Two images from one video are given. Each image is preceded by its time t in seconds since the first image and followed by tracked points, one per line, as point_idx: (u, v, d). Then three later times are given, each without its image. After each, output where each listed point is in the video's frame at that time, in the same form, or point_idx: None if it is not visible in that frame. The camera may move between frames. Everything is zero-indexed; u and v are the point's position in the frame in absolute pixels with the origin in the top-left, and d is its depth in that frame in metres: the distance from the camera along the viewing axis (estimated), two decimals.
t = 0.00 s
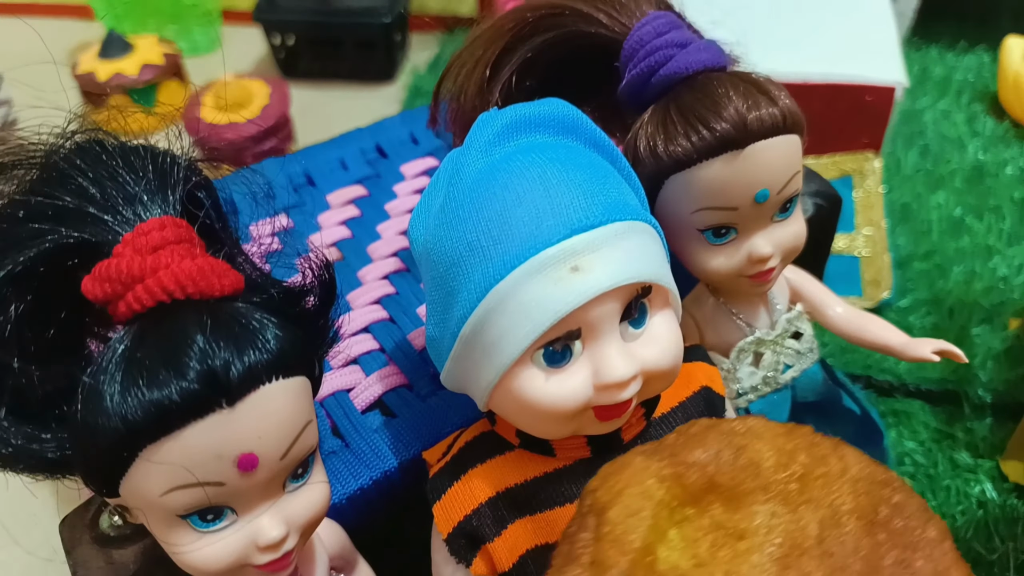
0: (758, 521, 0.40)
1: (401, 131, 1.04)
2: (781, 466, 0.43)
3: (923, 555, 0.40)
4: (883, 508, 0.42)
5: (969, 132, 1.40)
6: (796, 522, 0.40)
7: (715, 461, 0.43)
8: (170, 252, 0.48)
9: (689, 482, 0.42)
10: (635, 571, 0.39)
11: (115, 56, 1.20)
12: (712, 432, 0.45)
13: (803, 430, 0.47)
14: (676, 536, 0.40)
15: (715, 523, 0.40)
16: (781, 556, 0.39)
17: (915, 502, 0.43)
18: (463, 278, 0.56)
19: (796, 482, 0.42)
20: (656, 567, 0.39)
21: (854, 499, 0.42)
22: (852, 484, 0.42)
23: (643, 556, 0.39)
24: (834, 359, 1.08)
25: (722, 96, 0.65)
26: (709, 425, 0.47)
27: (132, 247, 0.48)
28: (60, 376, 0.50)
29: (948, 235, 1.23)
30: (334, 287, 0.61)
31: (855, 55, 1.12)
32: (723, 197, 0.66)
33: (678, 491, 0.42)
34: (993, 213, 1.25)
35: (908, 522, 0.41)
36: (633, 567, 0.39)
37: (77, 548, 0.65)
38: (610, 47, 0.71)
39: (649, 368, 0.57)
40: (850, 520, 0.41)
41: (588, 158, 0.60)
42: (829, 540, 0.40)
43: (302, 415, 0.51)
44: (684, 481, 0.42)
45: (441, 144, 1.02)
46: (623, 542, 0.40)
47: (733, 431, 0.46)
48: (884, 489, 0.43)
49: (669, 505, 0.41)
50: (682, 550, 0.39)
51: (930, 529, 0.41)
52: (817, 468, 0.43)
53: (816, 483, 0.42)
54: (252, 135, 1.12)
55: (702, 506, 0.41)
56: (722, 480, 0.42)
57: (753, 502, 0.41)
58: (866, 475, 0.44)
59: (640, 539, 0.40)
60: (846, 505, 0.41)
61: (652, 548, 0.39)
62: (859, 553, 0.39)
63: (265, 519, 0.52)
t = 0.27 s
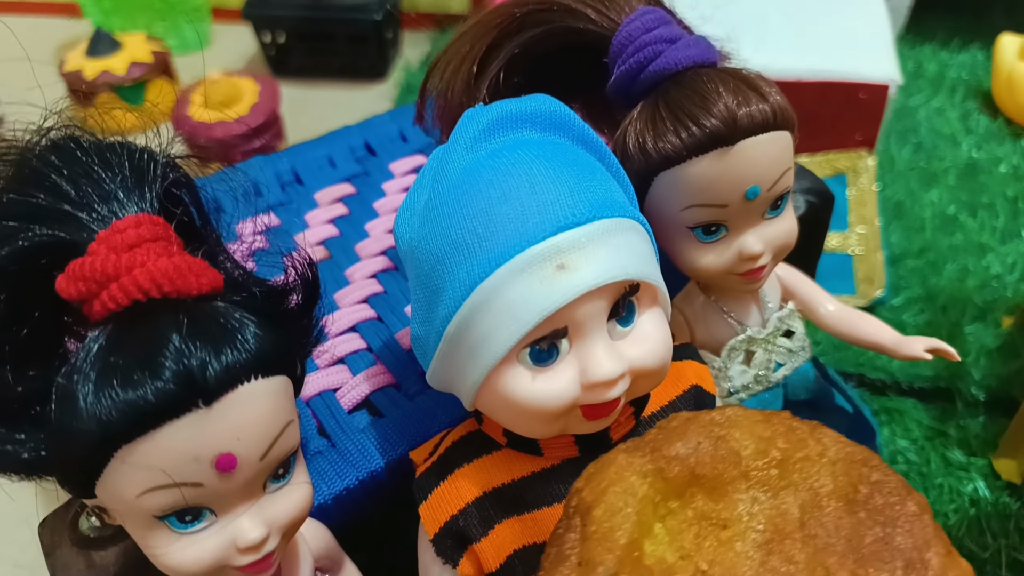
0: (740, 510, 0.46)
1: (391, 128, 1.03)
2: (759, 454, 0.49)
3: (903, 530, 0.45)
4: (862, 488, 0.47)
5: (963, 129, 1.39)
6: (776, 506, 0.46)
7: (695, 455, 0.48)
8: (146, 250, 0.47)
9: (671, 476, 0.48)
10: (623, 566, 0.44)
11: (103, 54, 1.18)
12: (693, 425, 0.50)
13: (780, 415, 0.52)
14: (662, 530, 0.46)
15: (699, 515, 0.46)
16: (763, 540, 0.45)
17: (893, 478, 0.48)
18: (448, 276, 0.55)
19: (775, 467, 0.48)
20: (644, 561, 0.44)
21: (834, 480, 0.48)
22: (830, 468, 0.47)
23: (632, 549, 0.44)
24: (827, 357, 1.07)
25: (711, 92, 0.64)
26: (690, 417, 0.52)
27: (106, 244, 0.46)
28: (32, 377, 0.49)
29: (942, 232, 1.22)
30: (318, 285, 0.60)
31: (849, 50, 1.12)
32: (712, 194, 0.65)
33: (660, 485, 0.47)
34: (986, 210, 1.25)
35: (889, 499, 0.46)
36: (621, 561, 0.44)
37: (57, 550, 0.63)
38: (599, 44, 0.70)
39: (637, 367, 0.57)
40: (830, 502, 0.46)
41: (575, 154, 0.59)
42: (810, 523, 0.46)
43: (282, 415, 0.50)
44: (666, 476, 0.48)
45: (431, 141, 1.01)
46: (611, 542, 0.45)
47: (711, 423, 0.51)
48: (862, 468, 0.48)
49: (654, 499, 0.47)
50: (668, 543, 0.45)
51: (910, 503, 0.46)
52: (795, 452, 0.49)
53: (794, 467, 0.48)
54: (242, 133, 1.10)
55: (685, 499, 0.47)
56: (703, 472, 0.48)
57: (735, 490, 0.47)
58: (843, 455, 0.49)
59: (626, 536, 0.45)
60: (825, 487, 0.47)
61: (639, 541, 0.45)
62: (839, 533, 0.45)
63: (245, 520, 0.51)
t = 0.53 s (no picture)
0: (733, 505, 0.46)
1: (384, 126, 1.03)
2: (752, 448, 0.48)
3: (894, 523, 0.47)
4: (854, 481, 0.48)
5: (960, 126, 1.39)
6: (768, 500, 0.47)
7: (688, 450, 0.48)
8: (132, 251, 0.46)
9: (663, 472, 0.47)
10: (617, 566, 0.43)
11: (95, 52, 1.17)
12: (683, 420, 0.49)
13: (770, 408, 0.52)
14: (655, 526, 0.45)
15: (692, 509, 0.46)
16: (757, 535, 0.45)
17: (883, 470, 0.49)
18: (439, 276, 0.55)
19: (768, 461, 0.48)
20: (638, 558, 0.44)
21: (825, 473, 0.48)
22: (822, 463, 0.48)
23: (626, 547, 0.44)
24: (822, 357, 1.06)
25: (705, 89, 0.63)
26: (680, 412, 0.51)
27: (91, 246, 0.46)
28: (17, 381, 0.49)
29: (938, 229, 1.22)
30: (308, 286, 0.60)
31: (846, 46, 1.11)
32: (707, 192, 0.65)
33: (654, 482, 0.47)
34: (983, 207, 1.24)
35: (879, 492, 0.48)
36: (616, 560, 0.43)
37: (46, 555, 0.63)
38: (593, 39, 0.70)
39: (631, 367, 0.56)
40: (822, 496, 0.47)
41: (568, 152, 0.58)
42: (803, 517, 0.46)
43: (271, 418, 0.50)
44: (660, 472, 0.47)
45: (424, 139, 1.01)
46: (606, 540, 0.44)
47: (702, 417, 0.50)
48: (854, 461, 0.49)
49: (647, 496, 0.46)
50: (660, 538, 0.45)
51: (900, 495, 0.48)
52: (788, 446, 0.49)
53: (786, 461, 0.48)
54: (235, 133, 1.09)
55: (678, 495, 0.46)
56: (696, 468, 0.47)
57: (728, 484, 0.47)
58: (835, 448, 0.49)
59: (619, 533, 0.44)
60: (817, 481, 0.48)
61: (632, 539, 0.44)
62: (832, 526, 0.46)
63: (234, 526, 0.50)
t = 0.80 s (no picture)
0: (688, 493, 0.39)
1: (384, 132, 1.04)
2: (706, 438, 0.43)
3: (844, 508, 0.41)
4: (805, 468, 0.43)
5: (956, 126, 1.40)
6: (723, 489, 0.40)
7: (644, 442, 0.42)
8: (142, 263, 0.48)
9: (619, 462, 0.41)
10: (572, 553, 0.38)
11: (97, 58, 1.17)
12: (638, 411, 0.44)
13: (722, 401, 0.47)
14: (612, 516, 0.39)
15: (646, 500, 0.39)
16: (710, 522, 0.39)
17: (834, 458, 0.44)
18: (440, 285, 0.56)
19: (721, 451, 0.42)
20: (595, 547, 0.38)
21: (777, 461, 0.42)
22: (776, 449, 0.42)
23: (580, 538, 0.38)
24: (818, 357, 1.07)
25: (699, 98, 0.65)
26: (637, 404, 0.45)
27: (102, 259, 0.47)
28: (32, 391, 0.50)
29: (935, 229, 1.23)
30: (313, 294, 0.61)
31: (841, 48, 1.12)
32: (701, 200, 0.66)
33: (610, 473, 0.40)
34: (979, 207, 1.25)
35: (829, 478, 0.43)
36: (571, 549, 0.38)
37: (57, 559, 0.64)
38: (588, 48, 0.71)
39: (627, 372, 0.58)
40: (774, 482, 0.41)
41: (565, 162, 0.60)
42: (756, 504, 0.40)
43: (278, 425, 0.51)
44: (615, 462, 0.41)
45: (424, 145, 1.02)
46: (562, 528, 0.38)
47: (658, 409, 0.44)
48: (804, 449, 0.44)
49: (603, 486, 0.40)
50: (616, 530, 0.38)
51: (849, 480, 0.43)
52: (740, 436, 0.43)
53: (738, 450, 0.42)
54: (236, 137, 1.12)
55: (634, 485, 0.40)
56: (650, 458, 0.41)
57: (682, 474, 0.41)
58: (785, 437, 0.44)
59: (577, 522, 0.39)
60: (770, 468, 0.42)
61: (588, 529, 0.38)
62: (784, 512, 0.40)
63: (243, 529, 0.52)
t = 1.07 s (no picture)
0: (636, 472, 0.39)
1: (380, 137, 1.04)
2: (653, 418, 0.42)
3: (792, 481, 0.40)
4: (751, 444, 0.41)
5: (953, 123, 1.40)
6: (669, 468, 0.39)
7: (591, 422, 0.42)
8: (137, 279, 0.48)
9: (565, 445, 0.41)
10: (520, 538, 0.37)
11: (94, 64, 1.17)
12: (587, 394, 0.45)
13: (674, 379, 0.47)
14: (561, 498, 0.38)
15: (594, 481, 0.39)
16: (656, 501, 0.38)
17: (781, 432, 0.42)
18: (434, 296, 0.56)
19: (667, 428, 0.41)
20: (543, 530, 0.37)
21: (724, 438, 0.41)
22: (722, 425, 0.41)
23: (528, 521, 0.38)
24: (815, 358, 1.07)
25: (690, 105, 0.65)
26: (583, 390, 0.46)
27: (98, 275, 0.48)
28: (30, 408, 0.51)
29: (932, 227, 1.23)
30: (308, 305, 0.61)
31: (836, 48, 1.12)
32: (693, 207, 0.67)
33: (558, 455, 0.40)
34: (976, 204, 1.26)
35: (776, 453, 0.41)
36: (519, 533, 0.37)
37: (59, 569, 0.65)
38: (580, 55, 0.71)
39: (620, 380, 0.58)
40: (722, 459, 0.40)
41: (557, 171, 0.60)
42: (703, 482, 0.39)
43: (274, 438, 0.52)
44: (562, 445, 0.41)
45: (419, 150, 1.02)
46: (509, 514, 0.38)
47: (606, 392, 0.45)
48: (754, 425, 0.42)
49: (551, 469, 0.39)
50: (564, 511, 0.38)
51: (798, 454, 0.41)
52: (687, 413, 0.43)
53: (685, 428, 0.42)
54: (233, 143, 1.12)
55: (582, 466, 0.39)
56: (595, 439, 0.41)
57: (628, 455, 0.40)
58: (733, 414, 0.43)
59: (524, 505, 0.38)
60: (716, 446, 0.41)
61: (536, 512, 0.38)
62: (734, 490, 0.39)
63: (241, 541, 0.52)
